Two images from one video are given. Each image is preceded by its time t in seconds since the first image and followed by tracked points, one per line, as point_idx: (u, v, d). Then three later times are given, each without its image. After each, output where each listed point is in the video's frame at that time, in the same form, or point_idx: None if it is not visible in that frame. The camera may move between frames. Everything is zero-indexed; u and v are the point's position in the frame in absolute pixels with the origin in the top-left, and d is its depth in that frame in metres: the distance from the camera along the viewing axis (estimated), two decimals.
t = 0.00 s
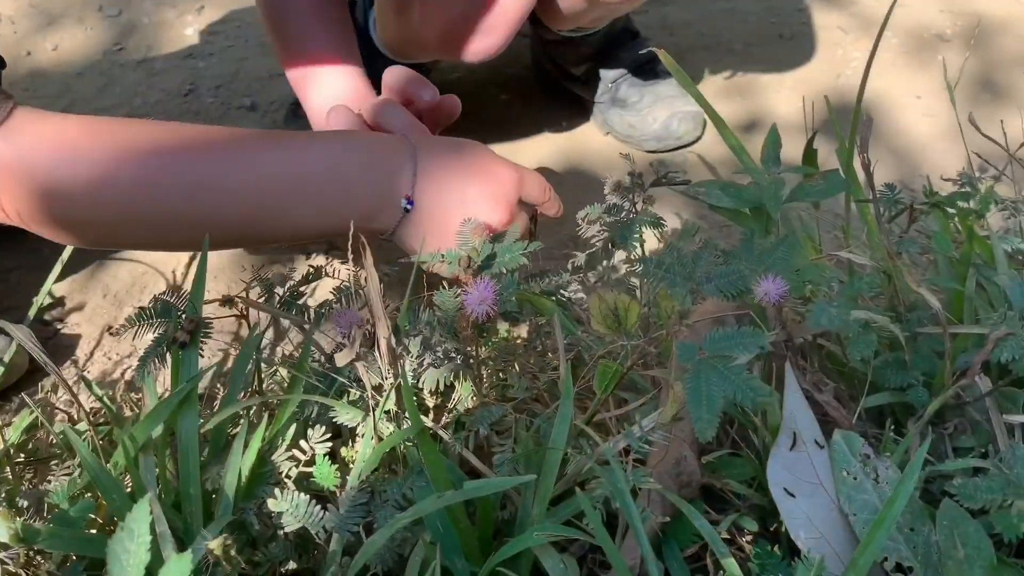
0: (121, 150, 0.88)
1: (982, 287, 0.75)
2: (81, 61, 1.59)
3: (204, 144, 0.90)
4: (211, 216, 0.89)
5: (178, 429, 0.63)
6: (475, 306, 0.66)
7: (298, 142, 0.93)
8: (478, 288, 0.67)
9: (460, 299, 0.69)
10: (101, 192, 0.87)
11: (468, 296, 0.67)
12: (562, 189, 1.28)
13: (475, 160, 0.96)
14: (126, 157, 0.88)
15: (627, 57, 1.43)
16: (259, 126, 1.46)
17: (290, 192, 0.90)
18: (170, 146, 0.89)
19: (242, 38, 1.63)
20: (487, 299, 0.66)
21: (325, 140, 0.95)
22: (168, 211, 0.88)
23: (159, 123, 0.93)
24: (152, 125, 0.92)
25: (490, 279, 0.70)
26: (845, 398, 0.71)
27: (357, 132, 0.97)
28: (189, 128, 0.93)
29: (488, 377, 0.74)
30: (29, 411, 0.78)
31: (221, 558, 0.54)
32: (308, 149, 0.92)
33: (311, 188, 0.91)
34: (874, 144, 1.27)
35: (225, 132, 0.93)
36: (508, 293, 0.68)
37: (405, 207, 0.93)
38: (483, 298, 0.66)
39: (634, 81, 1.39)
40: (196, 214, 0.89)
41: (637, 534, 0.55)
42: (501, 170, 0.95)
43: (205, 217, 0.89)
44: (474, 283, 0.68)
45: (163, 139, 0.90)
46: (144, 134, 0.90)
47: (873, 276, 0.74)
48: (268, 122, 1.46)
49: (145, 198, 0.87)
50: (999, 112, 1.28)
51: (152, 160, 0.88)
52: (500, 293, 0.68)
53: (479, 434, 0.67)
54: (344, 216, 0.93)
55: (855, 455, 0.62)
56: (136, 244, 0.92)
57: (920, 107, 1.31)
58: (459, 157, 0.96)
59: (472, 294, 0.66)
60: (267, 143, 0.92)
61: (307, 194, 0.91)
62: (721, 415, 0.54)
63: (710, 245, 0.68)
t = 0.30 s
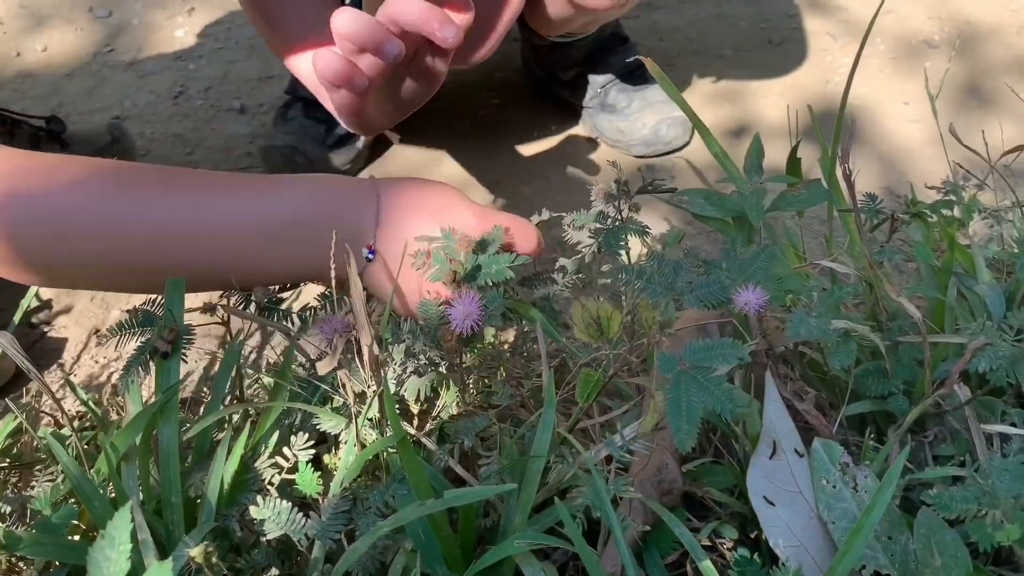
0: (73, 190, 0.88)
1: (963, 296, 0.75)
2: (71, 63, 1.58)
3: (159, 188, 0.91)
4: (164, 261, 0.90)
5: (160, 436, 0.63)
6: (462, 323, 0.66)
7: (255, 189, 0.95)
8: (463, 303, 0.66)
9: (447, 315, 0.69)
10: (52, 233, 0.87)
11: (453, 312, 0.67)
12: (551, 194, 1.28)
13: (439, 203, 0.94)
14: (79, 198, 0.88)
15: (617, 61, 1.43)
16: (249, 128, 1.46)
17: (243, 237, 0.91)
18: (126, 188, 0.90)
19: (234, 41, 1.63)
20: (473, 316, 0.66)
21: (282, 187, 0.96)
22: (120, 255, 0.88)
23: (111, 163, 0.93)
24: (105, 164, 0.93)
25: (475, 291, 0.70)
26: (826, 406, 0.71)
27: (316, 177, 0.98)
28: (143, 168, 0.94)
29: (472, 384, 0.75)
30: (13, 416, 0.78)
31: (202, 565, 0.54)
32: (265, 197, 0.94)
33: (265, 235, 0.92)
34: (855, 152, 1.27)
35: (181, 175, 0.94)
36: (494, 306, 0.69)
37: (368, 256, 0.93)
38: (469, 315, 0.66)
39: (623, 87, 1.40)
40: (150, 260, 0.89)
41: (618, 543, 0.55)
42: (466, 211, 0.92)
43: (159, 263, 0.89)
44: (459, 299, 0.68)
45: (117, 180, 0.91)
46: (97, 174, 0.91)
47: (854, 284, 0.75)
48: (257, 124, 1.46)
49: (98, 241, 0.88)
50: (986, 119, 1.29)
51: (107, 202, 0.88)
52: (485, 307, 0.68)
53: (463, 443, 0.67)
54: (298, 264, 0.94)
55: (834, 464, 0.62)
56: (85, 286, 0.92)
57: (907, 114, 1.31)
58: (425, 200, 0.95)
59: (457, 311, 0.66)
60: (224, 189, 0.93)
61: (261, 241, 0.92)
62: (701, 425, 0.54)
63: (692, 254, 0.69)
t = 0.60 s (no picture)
0: (41, 172, 0.86)
1: (957, 302, 0.76)
2: (68, 63, 1.59)
3: (128, 169, 0.88)
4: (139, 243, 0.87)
5: (154, 436, 0.63)
6: (450, 319, 0.64)
7: (226, 167, 0.92)
8: (453, 300, 0.65)
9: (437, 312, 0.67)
10: (21, 217, 0.84)
11: (444, 308, 0.65)
12: (548, 198, 1.29)
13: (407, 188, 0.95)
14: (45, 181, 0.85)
15: (614, 66, 1.43)
16: (245, 130, 1.46)
17: (208, 217, 0.89)
18: (95, 170, 0.87)
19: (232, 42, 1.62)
20: (462, 313, 0.64)
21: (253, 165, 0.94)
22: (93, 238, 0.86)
23: (79, 146, 0.91)
24: (73, 146, 0.90)
25: (466, 291, 0.69)
26: (819, 411, 0.72)
27: (280, 157, 0.96)
28: (112, 150, 0.91)
29: (466, 386, 0.74)
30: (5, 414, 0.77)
31: (195, 565, 0.54)
32: (237, 174, 0.92)
33: (233, 214, 0.90)
34: (850, 159, 1.28)
35: (151, 156, 0.91)
36: (485, 303, 0.68)
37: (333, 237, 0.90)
38: (458, 311, 0.64)
39: (621, 92, 1.40)
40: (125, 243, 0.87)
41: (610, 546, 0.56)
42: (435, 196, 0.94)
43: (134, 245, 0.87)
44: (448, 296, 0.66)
45: (85, 161, 0.88)
46: (63, 156, 0.88)
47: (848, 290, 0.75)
48: (254, 125, 1.46)
49: (70, 224, 0.85)
50: (981, 128, 1.30)
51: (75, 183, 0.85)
52: (479, 303, 0.68)
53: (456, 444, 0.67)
54: (276, 243, 0.93)
55: (827, 469, 0.62)
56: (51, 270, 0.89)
57: (903, 122, 1.32)
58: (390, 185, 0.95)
59: (446, 307, 0.65)
60: (196, 168, 0.91)
61: (237, 220, 0.90)
62: (694, 428, 0.54)
63: (686, 258, 0.69)
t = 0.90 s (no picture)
0: (50, 169, 0.94)
1: (961, 312, 0.76)
2: (69, 64, 1.58)
3: (129, 165, 0.96)
4: (137, 235, 0.96)
5: (158, 437, 0.63)
6: (460, 322, 0.65)
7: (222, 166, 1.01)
8: (463, 303, 0.66)
9: (446, 317, 0.68)
10: (32, 211, 0.92)
11: (453, 311, 0.66)
12: (550, 203, 1.29)
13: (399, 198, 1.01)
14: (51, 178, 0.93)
15: (616, 74, 1.44)
16: (246, 132, 1.45)
17: (212, 215, 0.98)
18: (99, 166, 0.95)
19: (234, 43, 1.62)
20: (472, 314, 0.65)
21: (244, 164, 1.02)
22: (95, 229, 0.94)
23: (85, 145, 0.99)
24: (78, 145, 0.98)
25: (473, 293, 0.71)
26: (823, 419, 0.72)
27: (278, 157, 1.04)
28: (114, 148, 0.99)
29: (470, 391, 0.74)
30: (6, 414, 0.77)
31: (198, 568, 0.53)
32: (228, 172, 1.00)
33: (235, 212, 0.99)
34: (855, 168, 1.28)
35: (151, 155, 0.99)
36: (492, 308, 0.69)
37: (323, 240, 1.00)
38: (468, 313, 0.65)
39: (623, 99, 1.40)
40: (124, 234, 0.95)
41: (616, 552, 0.55)
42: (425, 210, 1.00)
43: (134, 237, 0.96)
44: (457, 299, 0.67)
45: (90, 159, 0.96)
46: (71, 154, 0.96)
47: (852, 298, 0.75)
48: (255, 127, 1.46)
49: (74, 217, 0.93)
50: (982, 139, 1.30)
51: (79, 179, 0.93)
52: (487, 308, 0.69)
53: (461, 448, 0.67)
54: (269, 237, 1.02)
55: (831, 477, 0.62)
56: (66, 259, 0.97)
57: (904, 131, 1.32)
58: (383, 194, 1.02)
59: (456, 310, 0.65)
60: (192, 165, 0.99)
61: (227, 214, 0.98)
62: (701, 434, 0.54)
63: (692, 265, 0.69)
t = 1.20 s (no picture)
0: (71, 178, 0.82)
1: (963, 312, 0.76)
2: (69, 62, 1.58)
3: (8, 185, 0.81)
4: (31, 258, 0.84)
5: (155, 433, 0.62)
6: (478, 313, 0.63)
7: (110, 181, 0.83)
8: (481, 294, 0.64)
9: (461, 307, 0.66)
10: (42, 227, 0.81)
11: (471, 301, 0.64)
12: (550, 204, 1.28)
13: (276, 220, 0.81)
14: None
15: (617, 74, 1.44)
16: (246, 130, 1.45)
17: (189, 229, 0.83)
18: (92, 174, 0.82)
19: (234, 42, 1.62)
20: (491, 306, 0.63)
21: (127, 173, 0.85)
22: None
23: None
24: None
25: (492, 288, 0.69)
26: (825, 419, 0.72)
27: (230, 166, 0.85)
28: None
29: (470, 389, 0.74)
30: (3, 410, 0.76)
31: (195, 565, 0.53)
32: (113, 188, 0.82)
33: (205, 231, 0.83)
34: (858, 170, 1.28)
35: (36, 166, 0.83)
36: (507, 301, 0.71)
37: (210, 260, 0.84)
38: (488, 304, 0.63)
39: (623, 99, 1.40)
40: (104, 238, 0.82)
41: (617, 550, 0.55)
42: (309, 225, 0.82)
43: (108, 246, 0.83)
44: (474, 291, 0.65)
45: None
46: None
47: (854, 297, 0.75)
48: (255, 126, 1.46)
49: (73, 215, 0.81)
50: (983, 141, 1.30)
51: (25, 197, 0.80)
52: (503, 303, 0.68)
53: (466, 441, 0.66)
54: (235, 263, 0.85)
55: (834, 475, 0.62)
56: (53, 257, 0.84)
57: (905, 133, 1.32)
58: (260, 212, 0.82)
59: (475, 300, 0.63)
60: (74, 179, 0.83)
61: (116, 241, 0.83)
62: (703, 431, 0.53)
63: (695, 263, 0.68)
